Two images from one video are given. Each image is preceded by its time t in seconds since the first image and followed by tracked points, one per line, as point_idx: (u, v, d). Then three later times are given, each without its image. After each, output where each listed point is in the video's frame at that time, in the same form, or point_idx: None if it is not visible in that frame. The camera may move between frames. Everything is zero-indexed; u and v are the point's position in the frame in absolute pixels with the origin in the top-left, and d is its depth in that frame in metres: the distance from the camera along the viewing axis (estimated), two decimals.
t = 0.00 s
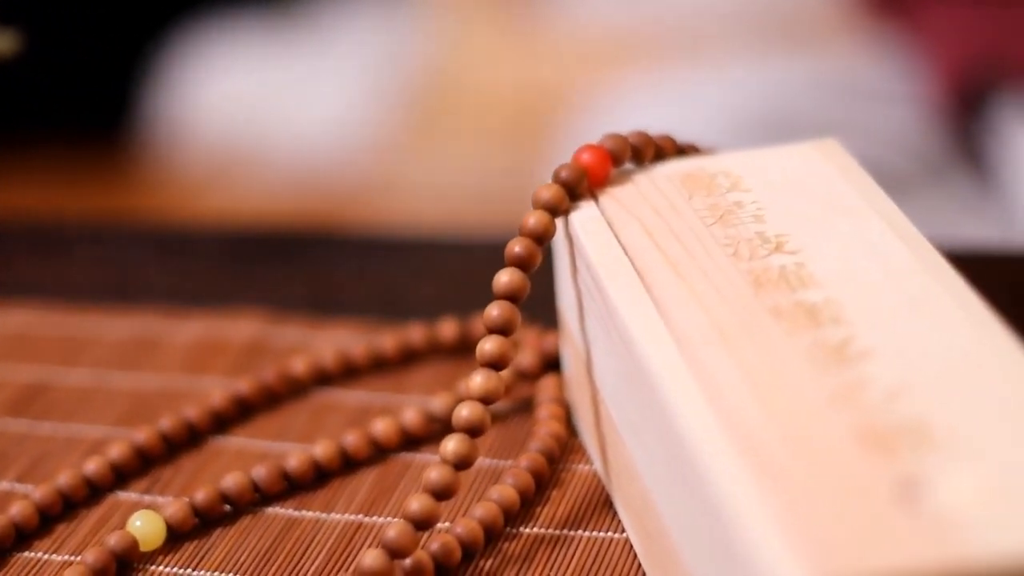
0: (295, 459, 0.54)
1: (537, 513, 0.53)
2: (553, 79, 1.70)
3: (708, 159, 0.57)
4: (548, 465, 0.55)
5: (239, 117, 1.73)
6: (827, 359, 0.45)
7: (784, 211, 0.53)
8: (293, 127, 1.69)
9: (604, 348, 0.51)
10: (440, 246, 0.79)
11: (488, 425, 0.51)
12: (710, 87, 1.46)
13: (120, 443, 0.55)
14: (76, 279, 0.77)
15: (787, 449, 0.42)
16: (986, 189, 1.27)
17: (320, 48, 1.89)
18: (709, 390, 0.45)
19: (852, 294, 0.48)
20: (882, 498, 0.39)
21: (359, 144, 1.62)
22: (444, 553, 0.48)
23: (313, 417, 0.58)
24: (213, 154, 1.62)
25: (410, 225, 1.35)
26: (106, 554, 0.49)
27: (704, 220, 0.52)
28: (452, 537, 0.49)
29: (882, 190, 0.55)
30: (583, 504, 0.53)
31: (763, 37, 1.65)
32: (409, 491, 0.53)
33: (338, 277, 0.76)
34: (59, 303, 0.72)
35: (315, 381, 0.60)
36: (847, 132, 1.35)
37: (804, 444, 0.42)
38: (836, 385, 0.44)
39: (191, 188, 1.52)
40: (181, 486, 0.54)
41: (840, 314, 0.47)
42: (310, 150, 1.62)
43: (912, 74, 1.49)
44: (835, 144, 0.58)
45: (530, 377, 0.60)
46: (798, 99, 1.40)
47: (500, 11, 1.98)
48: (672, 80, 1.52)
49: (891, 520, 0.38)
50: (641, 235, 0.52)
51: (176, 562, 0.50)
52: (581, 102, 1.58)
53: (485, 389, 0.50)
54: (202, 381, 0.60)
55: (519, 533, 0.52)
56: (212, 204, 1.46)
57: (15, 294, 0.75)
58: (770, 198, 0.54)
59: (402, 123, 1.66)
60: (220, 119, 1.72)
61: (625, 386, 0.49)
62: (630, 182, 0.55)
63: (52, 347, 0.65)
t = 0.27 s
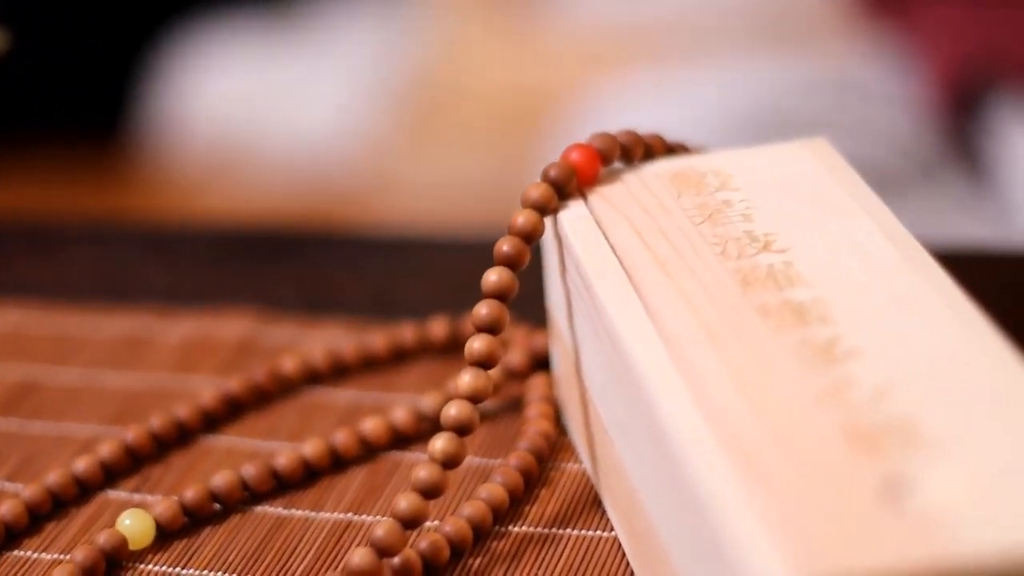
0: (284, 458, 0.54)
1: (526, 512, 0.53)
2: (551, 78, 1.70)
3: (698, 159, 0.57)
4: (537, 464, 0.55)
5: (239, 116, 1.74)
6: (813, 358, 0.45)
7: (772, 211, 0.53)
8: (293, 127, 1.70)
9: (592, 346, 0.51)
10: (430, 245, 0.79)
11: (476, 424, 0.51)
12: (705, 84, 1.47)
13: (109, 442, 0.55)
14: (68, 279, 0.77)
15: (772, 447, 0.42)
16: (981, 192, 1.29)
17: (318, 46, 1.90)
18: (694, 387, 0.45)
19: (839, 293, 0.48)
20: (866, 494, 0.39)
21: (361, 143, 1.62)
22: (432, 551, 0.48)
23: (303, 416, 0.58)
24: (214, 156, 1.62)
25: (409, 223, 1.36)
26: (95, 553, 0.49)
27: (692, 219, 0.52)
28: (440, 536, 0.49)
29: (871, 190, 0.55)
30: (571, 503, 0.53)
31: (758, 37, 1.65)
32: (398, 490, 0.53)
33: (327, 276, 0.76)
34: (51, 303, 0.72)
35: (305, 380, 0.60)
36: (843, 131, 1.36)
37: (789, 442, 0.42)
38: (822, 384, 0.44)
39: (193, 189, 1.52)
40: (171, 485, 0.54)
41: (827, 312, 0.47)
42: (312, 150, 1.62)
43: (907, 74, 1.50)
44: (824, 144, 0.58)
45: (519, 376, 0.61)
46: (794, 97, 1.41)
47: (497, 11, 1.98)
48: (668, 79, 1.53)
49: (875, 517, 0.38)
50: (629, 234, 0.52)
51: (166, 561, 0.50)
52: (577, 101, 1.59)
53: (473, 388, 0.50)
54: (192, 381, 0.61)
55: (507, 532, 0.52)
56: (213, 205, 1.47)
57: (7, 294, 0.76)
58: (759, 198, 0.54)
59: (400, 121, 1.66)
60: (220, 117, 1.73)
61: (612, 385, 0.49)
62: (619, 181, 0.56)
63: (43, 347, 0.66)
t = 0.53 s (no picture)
0: (270, 456, 0.54)
1: (512, 511, 0.53)
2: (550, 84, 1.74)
3: (684, 158, 0.57)
4: (523, 463, 0.55)
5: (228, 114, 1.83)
6: (796, 356, 0.45)
7: (757, 210, 0.53)
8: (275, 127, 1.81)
9: (577, 345, 0.51)
10: (418, 244, 0.79)
11: (461, 423, 0.51)
12: (698, 81, 1.48)
13: (96, 441, 0.55)
14: (56, 276, 0.78)
15: (753, 444, 0.42)
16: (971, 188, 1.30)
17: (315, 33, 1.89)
18: (677, 384, 0.45)
19: (823, 291, 0.48)
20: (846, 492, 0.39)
21: (342, 150, 1.74)
22: (417, 549, 0.48)
23: (291, 415, 0.58)
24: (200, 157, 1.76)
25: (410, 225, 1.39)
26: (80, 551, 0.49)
27: (677, 218, 0.53)
28: (426, 534, 0.49)
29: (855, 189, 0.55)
30: (557, 501, 0.53)
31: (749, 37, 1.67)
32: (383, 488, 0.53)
33: (316, 274, 0.76)
34: (39, 301, 0.72)
35: (293, 379, 0.61)
36: (833, 127, 1.37)
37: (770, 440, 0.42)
38: (805, 382, 0.44)
39: (182, 189, 1.68)
40: (158, 483, 0.54)
41: (810, 310, 0.48)
42: (292, 153, 1.76)
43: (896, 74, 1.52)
44: (810, 144, 0.58)
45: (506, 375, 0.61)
46: (786, 92, 1.42)
47: (493, 8, 2.00)
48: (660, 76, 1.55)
49: (854, 514, 0.38)
50: (614, 232, 0.52)
51: (152, 559, 0.50)
52: (571, 101, 1.62)
53: (458, 387, 0.50)
54: (180, 379, 0.61)
55: (493, 531, 0.52)
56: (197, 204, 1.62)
57: None
58: (743, 197, 0.54)
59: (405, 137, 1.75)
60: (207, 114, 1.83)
61: (596, 383, 0.49)
62: (605, 180, 0.56)
63: (31, 345, 0.66)
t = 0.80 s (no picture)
0: (256, 455, 0.54)
1: (496, 509, 0.53)
2: (545, 84, 1.75)
3: (670, 156, 0.58)
4: (508, 461, 0.55)
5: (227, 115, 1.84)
6: (778, 354, 0.46)
7: (741, 209, 0.53)
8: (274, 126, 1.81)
9: (561, 343, 0.51)
10: (407, 244, 0.80)
11: (446, 420, 0.51)
12: (690, 79, 1.49)
13: (83, 439, 0.55)
14: (45, 275, 0.78)
15: (733, 442, 0.42)
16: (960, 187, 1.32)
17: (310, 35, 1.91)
18: (659, 382, 0.45)
19: (806, 290, 0.49)
20: (825, 487, 0.39)
21: (338, 147, 1.76)
22: (402, 547, 0.49)
23: (277, 413, 0.59)
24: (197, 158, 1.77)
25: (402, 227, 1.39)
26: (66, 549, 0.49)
27: (661, 216, 0.53)
28: (410, 532, 0.49)
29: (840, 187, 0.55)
30: (542, 499, 0.54)
31: (741, 37, 1.69)
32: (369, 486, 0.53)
33: (305, 273, 0.76)
34: (27, 300, 0.72)
35: (279, 377, 0.61)
36: (823, 123, 1.38)
37: (750, 438, 0.42)
38: (786, 380, 0.44)
39: (182, 189, 1.69)
40: (144, 482, 0.54)
41: (793, 308, 0.48)
42: (291, 151, 1.77)
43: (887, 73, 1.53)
44: (796, 142, 0.58)
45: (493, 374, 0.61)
46: (778, 89, 1.43)
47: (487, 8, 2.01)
48: (654, 75, 1.56)
49: (833, 511, 0.38)
50: (598, 231, 0.52)
51: (138, 556, 0.50)
52: (566, 100, 1.63)
53: (442, 385, 0.50)
54: (167, 378, 0.61)
55: (478, 529, 0.52)
56: (196, 204, 1.63)
57: None
58: (727, 195, 0.54)
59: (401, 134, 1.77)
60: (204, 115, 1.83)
61: (580, 381, 0.50)
62: (589, 179, 0.56)
63: (19, 344, 0.66)
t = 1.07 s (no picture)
0: (245, 453, 0.54)
1: (485, 507, 0.53)
2: (541, 83, 1.75)
3: (659, 155, 0.58)
4: (497, 460, 0.55)
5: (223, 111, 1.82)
6: (765, 353, 0.46)
7: (730, 207, 0.53)
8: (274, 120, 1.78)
9: (549, 342, 0.51)
10: (397, 243, 0.80)
11: (434, 419, 0.51)
12: (686, 79, 1.49)
13: (72, 438, 0.55)
14: (37, 274, 0.78)
15: (719, 440, 0.42)
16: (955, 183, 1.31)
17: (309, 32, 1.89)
18: (646, 381, 0.45)
19: (793, 288, 0.49)
20: (811, 485, 0.39)
21: (334, 143, 1.76)
22: (389, 545, 0.49)
23: (267, 413, 0.59)
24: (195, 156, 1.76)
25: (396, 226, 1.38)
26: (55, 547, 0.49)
27: (649, 215, 0.53)
28: (398, 531, 0.49)
29: (828, 186, 0.55)
30: (530, 497, 0.54)
31: (735, 39, 1.69)
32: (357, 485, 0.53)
33: (295, 273, 0.77)
34: (19, 300, 0.72)
35: (269, 376, 0.61)
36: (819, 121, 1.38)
37: (737, 436, 0.42)
38: (773, 378, 0.44)
39: (180, 188, 1.69)
40: (134, 480, 0.54)
41: (780, 306, 0.48)
42: (287, 148, 1.77)
43: (882, 73, 1.54)
44: (785, 141, 0.59)
45: (482, 372, 0.61)
46: (774, 88, 1.43)
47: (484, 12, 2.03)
48: (649, 75, 1.56)
49: (819, 509, 0.38)
50: (587, 230, 0.52)
51: (126, 555, 0.50)
52: (561, 99, 1.63)
53: (430, 384, 0.50)
54: (157, 377, 0.61)
55: (466, 527, 0.52)
56: (193, 204, 1.63)
57: None
58: (716, 194, 0.54)
59: (397, 133, 1.77)
60: (198, 108, 1.77)
61: (567, 380, 0.50)
62: (578, 177, 0.57)
63: (10, 344, 0.66)
